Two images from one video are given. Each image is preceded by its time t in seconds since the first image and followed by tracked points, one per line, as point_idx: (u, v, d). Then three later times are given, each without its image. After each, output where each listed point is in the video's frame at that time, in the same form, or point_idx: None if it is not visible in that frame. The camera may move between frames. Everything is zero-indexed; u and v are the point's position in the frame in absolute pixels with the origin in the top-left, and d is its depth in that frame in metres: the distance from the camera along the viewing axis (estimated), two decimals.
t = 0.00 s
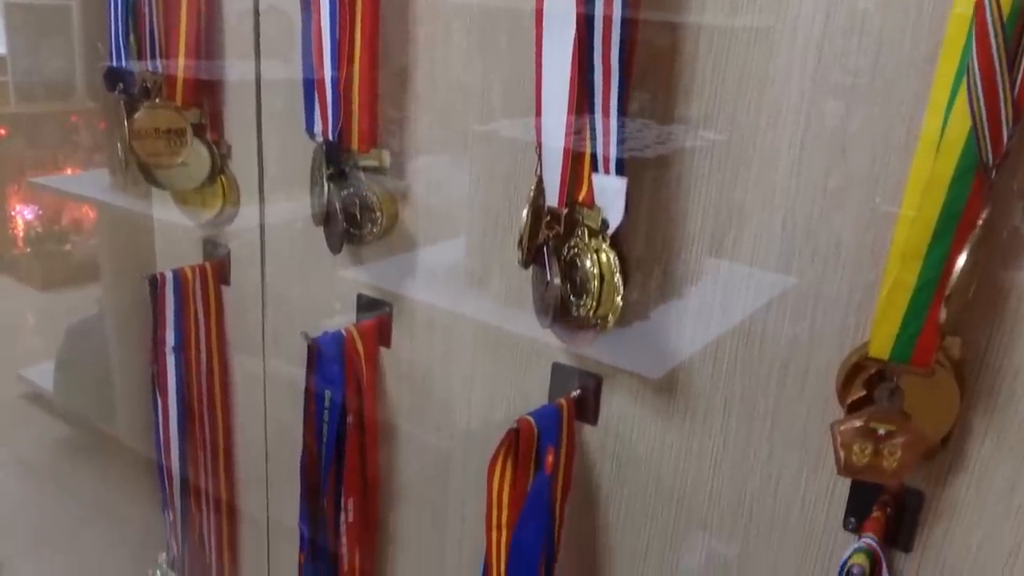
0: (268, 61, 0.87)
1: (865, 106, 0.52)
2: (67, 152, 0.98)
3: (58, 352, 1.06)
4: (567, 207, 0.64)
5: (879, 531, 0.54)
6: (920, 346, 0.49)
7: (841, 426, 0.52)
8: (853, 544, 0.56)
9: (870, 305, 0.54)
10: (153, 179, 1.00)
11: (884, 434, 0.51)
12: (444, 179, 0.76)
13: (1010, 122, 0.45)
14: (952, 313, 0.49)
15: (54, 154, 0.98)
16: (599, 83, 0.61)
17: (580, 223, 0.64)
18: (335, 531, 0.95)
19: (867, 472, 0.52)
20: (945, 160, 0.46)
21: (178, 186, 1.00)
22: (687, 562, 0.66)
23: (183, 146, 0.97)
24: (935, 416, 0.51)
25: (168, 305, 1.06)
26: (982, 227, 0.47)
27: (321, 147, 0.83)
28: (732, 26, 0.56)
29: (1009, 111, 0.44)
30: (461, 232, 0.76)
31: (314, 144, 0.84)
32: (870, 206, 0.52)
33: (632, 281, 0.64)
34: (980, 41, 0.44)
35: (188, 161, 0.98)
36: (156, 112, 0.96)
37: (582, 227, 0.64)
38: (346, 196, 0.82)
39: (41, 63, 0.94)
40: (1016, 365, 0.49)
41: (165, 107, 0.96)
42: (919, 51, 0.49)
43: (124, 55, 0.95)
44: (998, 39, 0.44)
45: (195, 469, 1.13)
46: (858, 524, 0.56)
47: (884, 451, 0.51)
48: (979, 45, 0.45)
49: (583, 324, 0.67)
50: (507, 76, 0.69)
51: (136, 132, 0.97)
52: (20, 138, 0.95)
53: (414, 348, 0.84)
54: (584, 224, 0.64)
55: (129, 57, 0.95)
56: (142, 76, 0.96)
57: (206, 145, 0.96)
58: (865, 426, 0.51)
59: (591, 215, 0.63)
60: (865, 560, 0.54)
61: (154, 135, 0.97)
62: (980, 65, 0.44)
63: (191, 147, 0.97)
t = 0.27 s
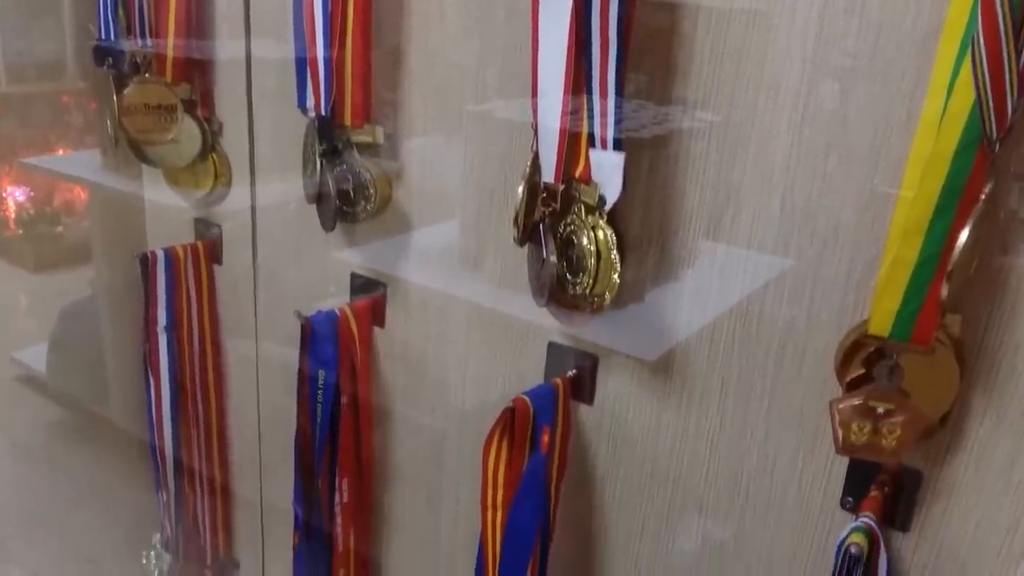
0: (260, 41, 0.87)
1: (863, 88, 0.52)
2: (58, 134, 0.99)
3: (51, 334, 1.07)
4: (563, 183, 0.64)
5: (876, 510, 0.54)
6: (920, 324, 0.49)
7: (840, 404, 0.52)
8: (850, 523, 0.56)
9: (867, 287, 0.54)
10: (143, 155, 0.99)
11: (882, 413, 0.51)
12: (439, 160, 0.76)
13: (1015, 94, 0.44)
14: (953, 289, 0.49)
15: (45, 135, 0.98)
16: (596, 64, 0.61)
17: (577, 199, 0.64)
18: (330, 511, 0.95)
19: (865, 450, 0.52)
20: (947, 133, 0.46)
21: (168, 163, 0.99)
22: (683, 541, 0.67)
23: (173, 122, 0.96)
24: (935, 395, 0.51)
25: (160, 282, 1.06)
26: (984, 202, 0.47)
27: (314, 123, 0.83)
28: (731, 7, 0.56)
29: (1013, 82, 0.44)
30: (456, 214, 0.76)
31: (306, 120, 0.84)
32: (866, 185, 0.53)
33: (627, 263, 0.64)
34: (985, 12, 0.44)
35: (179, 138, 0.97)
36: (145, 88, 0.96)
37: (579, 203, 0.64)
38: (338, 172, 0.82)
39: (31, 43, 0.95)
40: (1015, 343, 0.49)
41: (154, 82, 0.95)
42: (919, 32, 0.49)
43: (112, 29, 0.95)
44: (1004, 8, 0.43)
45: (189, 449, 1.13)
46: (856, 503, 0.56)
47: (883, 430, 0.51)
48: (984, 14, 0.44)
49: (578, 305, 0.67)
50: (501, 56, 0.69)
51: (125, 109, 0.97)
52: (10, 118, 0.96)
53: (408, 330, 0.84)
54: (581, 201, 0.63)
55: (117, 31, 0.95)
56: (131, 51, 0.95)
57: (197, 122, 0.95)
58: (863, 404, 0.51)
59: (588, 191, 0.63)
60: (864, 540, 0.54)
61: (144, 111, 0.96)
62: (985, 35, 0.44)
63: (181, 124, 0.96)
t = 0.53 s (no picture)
0: (264, 21, 0.86)
1: (872, 66, 0.52)
2: (65, 115, 1.00)
3: (58, 317, 1.10)
4: (571, 156, 0.64)
5: (888, 486, 0.55)
6: (935, 295, 0.49)
7: (853, 378, 0.53)
8: (861, 500, 0.56)
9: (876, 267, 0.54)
10: (148, 133, 0.99)
11: (895, 386, 0.51)
12: (445, 141, 0.76)
13: None
14: (969, 261, 0.49)
15: (52, 117, 1.00)
16: (605, 44, 0.60)
17: (585, 173, 0.63)
18: (337, 492, 0.96)
19: (878, 425, 0.53)
20: (965, 101, 0.46)
21: (173, 141, 0.99)
22: (691, 520, 0.67)
23: (178, 99, 0.96)
24: (948, 368, 0.51)
25: (166, 260, 1.05)
26: (1001, 172, 0.47)
27: (318, 98, 0.83)
28: None
29: None
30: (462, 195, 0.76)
31: (310, 95, 0.84)
32: (875, 163, 0.53)
33: (635, 245, 0.64)
34: None
35: (183, 114, 0.97)
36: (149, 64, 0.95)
37: (588, 177, 0.63)
38: (343, 148, 0.82)
39: (37, 26, 0.97)
40: None
41: (160, 58, 0.94)
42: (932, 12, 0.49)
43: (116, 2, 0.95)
44: None
45: (196, 429, 1.13)
46: (867, 480, 0.57)
47: (896, 403, 0.52)
48: None
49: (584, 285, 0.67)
50: (507, 34, 0.68)
51: (129, 86, 0.96)
52: (16, 101, 0.98)
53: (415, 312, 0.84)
54: (590, 174, 0.63)
55: (120, 6, 0.95)
56: (134, 27, 0.95)
57: (202, 98, 0.95)
58: (876, 377, 0.52)
59: (597, 164, 0.62)
60: (875, 515, 0.55)
61: (148, 88, 0.96)
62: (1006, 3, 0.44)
63: (186, 100, 0.95)
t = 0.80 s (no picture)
0: None
1: (870, 46, 0.51)
2: (56, 93, 0.99)
3: (50, 294, 1.07)
4: (570, 123, 0.64)
5: (887, 456, 0.54)
6: (940, 261, 0.47)
7: (854, 346, 0.51)
8: (860, 472, 0.55)
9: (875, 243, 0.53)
10: (138, 103, 1.00)
11: (897, 354, 0.50)
12: (440, 120, 0.75)
13: None
14: (974, 228, 0.47)
15: (43, 94, 0.98)
16: (604, 20, 0.60)
17: (585, 141, 0.63)
18: (332, 468, 0.97)
19: (878, 394, 0.51)
20: (978, 51, 0.44)
21: (163, 110, 0.99)
22: (683, 495, 0.68)
23: (168, 68, 0.97)
24: (951, 337, 0.49)
25: (158, 234, 1.07)
26: (1010, 133, 0.45)
27: (311, 67, 0.82)
28: None
29: None
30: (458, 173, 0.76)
31: (304, 63, 0.83)
32: (875, 136, 0.52)
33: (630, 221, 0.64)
34: None
35: (173, 85, 0.97)
36: (139, 33, 0.96)
37: (587, 143, 0.63)
38: (337, 118, 0.82)
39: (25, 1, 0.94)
40: None
41: (149, 28, 0.96)
42: None
43: None
44: None
45: (189, 404, 1.15)
46: (865, 450, 0.56)
47: (897, 372, 0.50)
48: None
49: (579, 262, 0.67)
50: (503, 10, 0.68)
51: (118, 54, 0.97)
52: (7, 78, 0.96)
53: (410, 291, 0.84)
54: (589, 142, 0.63)
55: None
56: None
57: (192, 68, 0.96)
58: (878, 345, 0.50)
59: (596, 131, 0.62)
60: (875, 484, 0.54)
61: (137, 57, 0.96)
62: None
63: (176, 70, 0.96)
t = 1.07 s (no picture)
0: None
1: (867, 19, 0.51)
2: (42, 64, 0.99)
3: (40, 268, 1.08)
4: (567, 80, 0.63)
5: (890, 418, 0.55)
6: (948, 220, 0.47)
7: (858, 306, 0.51)
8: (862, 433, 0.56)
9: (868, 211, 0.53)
10: (126, 64, 0.99)
11: (903, 314, 0.50)
12: (432, 90, 0.75)
13: None
14: (980, 183, 0.47)
15: (30, 66, 0.98)
16: None
17: (583, 98, 0.62)
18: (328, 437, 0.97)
19: (883, 353, 0.51)
20: (986, 7, 0.43)
21: (151, 71, 0.98)
22: (680, 465, 0.68)
23: (155, 29, 0.96)
24: (957, 296, 0.50)
25: (147, 205, 1.07)
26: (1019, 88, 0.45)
27: (302, 25, 0.81)
28: None
29: None
30: (452, 143, 0.76)
31: (294, 21, 0.81)
32: (869, 107, 0.52)
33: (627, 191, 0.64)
34: None
35: (160, 45, 0.96)
36: None
37: (585, 101, 0.62)
38: (327, 78, 0.80)
39: None
40: None
41: None
42: None
43: None
44: None
45: (182, 377, 1.15)
46: (868, 412, 0.56)
47: (902, 331, 0.50)
48: None
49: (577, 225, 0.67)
50: None
51: (103, 15, 0.96)
52: None
53: (406, 266, 0.84)
54: (588, 100, 0.62)
55: None
56: None
57: (180, 29, 0.95)
58: (883, 305, 0.50)
59: (595, 87, 0.61)
60: (878, 445, 0.54)
61: (123, 16, 0.96)
62: None
63: (163, 31, 0.95)
